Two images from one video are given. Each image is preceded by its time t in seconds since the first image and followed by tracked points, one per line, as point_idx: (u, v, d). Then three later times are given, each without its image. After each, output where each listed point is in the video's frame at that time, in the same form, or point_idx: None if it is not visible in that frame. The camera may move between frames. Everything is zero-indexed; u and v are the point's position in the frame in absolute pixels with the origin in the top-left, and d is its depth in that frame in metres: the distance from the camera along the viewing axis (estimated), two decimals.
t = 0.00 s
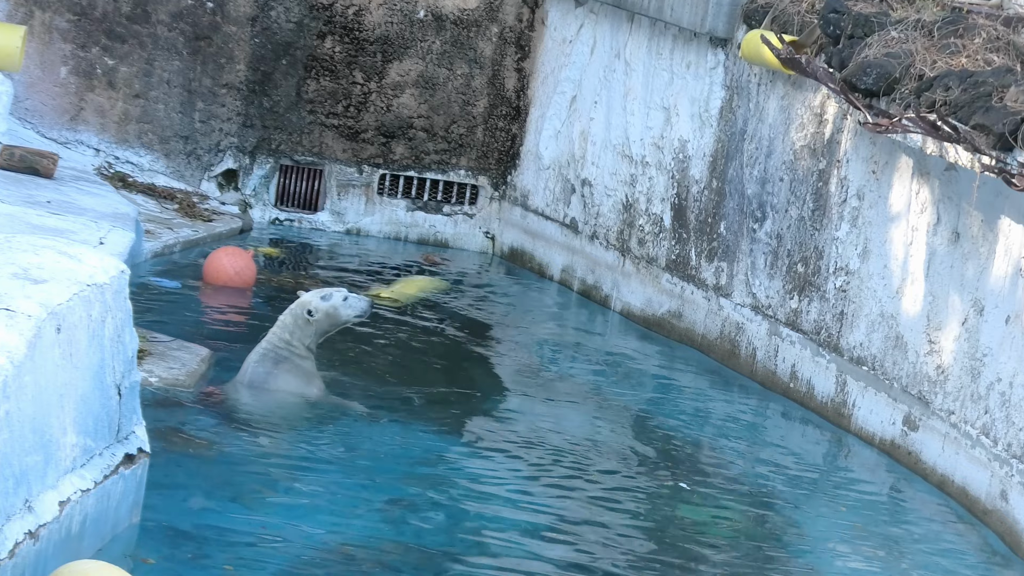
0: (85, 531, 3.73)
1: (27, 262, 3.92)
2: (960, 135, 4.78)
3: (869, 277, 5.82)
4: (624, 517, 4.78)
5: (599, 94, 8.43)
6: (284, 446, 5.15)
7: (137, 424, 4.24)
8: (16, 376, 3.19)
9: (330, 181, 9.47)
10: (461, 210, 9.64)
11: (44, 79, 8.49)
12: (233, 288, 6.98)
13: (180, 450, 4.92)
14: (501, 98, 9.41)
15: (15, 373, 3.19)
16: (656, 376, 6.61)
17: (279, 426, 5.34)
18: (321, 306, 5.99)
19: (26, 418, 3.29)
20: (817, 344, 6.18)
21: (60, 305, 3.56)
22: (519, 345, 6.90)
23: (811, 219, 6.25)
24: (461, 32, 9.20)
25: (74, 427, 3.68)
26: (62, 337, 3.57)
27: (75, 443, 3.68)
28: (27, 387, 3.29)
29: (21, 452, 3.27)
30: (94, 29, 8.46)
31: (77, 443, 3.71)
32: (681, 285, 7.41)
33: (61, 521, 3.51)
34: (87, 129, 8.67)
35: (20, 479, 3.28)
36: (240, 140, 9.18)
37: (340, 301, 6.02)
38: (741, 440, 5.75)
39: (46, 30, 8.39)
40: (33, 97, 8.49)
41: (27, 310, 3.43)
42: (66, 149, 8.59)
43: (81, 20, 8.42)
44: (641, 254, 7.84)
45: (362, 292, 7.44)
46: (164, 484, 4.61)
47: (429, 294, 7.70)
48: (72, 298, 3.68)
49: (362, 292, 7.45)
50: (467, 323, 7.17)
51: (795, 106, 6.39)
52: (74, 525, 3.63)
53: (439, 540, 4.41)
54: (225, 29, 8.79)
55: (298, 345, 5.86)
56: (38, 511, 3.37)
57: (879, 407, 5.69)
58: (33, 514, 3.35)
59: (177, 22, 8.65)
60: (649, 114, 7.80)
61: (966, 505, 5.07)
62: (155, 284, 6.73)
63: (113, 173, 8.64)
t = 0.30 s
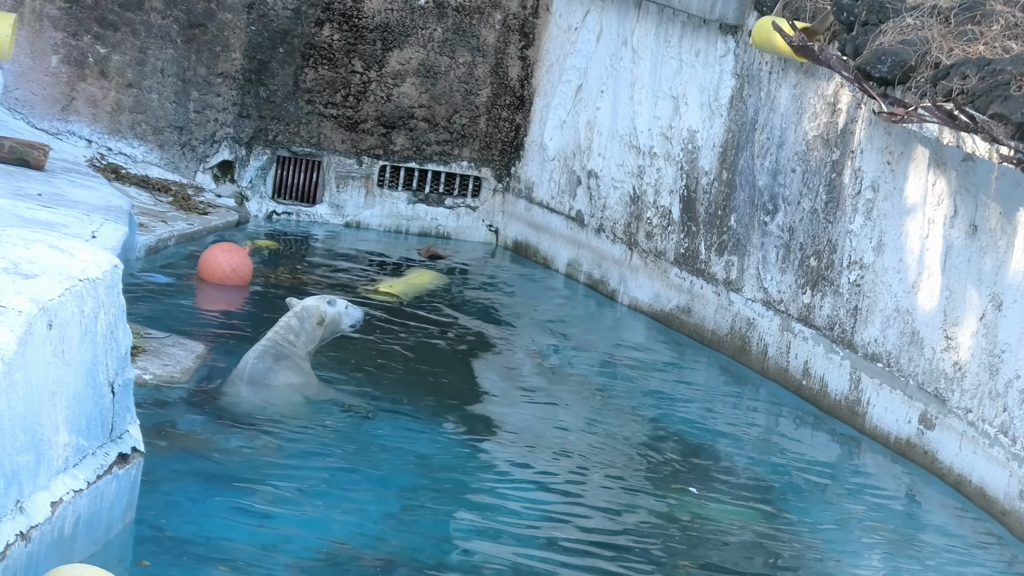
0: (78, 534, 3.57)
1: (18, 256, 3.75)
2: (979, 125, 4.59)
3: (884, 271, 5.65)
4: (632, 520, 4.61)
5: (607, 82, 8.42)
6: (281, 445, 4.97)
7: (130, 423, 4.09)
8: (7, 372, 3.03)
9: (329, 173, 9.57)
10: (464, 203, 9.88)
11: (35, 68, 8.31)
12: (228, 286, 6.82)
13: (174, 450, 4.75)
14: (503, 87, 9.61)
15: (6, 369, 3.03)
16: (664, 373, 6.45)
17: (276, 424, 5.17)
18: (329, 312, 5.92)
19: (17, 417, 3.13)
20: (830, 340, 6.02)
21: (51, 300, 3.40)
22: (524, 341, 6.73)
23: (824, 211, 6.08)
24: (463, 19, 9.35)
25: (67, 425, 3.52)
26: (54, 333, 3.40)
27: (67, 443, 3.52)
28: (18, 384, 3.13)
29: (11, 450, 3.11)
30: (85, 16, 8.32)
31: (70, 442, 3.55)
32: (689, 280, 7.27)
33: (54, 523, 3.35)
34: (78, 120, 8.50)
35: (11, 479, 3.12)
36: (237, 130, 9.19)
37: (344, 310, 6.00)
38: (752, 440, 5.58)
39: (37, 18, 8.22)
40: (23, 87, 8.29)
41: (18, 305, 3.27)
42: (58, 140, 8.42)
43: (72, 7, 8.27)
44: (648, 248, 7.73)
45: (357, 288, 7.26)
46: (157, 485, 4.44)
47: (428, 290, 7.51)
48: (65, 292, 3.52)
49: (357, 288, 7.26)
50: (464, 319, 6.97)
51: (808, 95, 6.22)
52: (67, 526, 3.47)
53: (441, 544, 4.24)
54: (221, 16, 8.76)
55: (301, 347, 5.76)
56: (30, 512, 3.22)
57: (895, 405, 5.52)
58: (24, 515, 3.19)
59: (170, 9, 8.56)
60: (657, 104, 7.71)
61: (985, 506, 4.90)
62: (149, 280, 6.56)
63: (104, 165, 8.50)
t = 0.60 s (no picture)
0: (82, 530, 3.50)
1: (21, 250, 3.68)
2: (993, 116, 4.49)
3: (897, 264, 5.58)
4: (643, 518, 4.52)
5: (616, 73, 8.53)
6: (287, 441, 4.89)
7: (134, 418, 4.02)
8: (10, 366, 2.96)
9: (335, 164, 9.76)
10: (472, 196, 10.08)
11: (38, 60, 8.55)
12: (234, 277, 6.78)
13: (178, 447, 4.67)
14: (512, 78, 9.77)
15: (10, 363, 2.95)
16: (675, 367, 6.39)
17: (282, 420, 5.09)
18: (333, 315, 5.93)
19: (20, 412, 3.05)
20: (843, 334, 5.95)
21: (55, 294, 3.33)
22: (532, 336, 6.65)
23: (836, 203, 6.03)
24: (471, 10, 9.47)
25: (71, 420, 3.44)
26: (58, 327, 3.33)
27: (71, 438, 3.44)
28: (22, 379, 3.06)
29: (15, 446, 3.03)
30: (89, 7, 8.54)
31: (74, 437, 3.47)
32: (701, 273, 7.26)
33: (57, 519, 3.28)
34: (82, 111, 8.77)
35: (15, 475, 3.05)
36: (242, 122, 9.35)
37: (346, 314, 6.02)
38: (764, 437, 5.50)
39: (40, 9, 8.45)
40: (27, 78, 8.57)
41: (21, 299, 3.19)
42: (62, 132, 8.69)
43: None
44: (659, 241, 7.77)
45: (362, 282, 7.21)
46: (160, 482, 4.36)
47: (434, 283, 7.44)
48: (68, 286, 3.44)
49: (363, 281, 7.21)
50: (470, 315, 6.89)
51: (820, 86, 6.18)
52: (70, 523, 3.40)
53: (448, 544, 4.14)
54: (226, 7, 8.92)
55: (308, 348, 5.71)
56: (33, 508, 3.14)
57: (908, 400, 5.45)
58: (27, 511, 3.11)
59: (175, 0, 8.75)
60: (667, 95, 7.78)
61: (1000, 503, 4.83)
62: (154, 273, 6.51)
63: (109, 157, 8.74)
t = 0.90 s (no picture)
0: (91, 523, 3.47)
1: (30, 243, 3.65)
2: (1005, 109, 4.44)
3: (909, 257, 5.55)
4: (653, 513, 4.48)
5: (627, 65, 8.53)
6: (296, 435, 4.86)
7: (143, 411, 3.99)
8: (19, 360, 2.93)
9: (345, 158, 9.84)
10: (483, 189, 10.08)
11: (47, 52, 8.57)
12: (243, 270, 6.76)
13: (186, 440, 4.64)
14: (523, 70, 9.82)
15: (19, 357, 2.93)
16: (686, 361, 6.38)
17: (291, 414, 5.06)
18: (339, 314, 5.90)
19: (29, 405, 3.02)
20: (855, 328, 5.93)
21: (64, 287, 3.30)
22: (541, 331, 6.63)
23: (848, 196, 6.01)
24: (481, 2, 9.54)
25: (80, 414, 3.42)
26: (66, 320, 3.30)
27: (80, 432, 3.42)
28: (31, 373, 3.03)
29: (24, 439, 3.00)
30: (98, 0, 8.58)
31: (82, 430, 3.44)
32: (712, 266, 7.25)
33: (66, 513, 3.25)
34: (91, 104, 8.80)
35: (23, 469, 3.01)
36: (252, 114, 9.49)
37: (349, 313, 5.99)
38: (775, 431, 5.48)
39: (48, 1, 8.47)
40: (35, 70, 8.57)
41: (30, 292, 3.16)
42: (71, 124, 8.71)
43: None
44: (670, 234, 7.76)
45: (369, 274, 7.21)
46: (169, 475, 4.33)
47: (441, 277, 7.43)
48: (77, 279, 3.42)
49: (369, 274, 7.21)
50: (479, 309, 6.86)
51: (832, 78, 6.16)
52: (80, 516, 3.37)
53: (456, 539, 4.11)
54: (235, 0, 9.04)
55: (320, 345, 5.70)
56: (41, 502, 3.11)
57: (920, 393, 5.42)
58: (35, 505, 3.08)
59: None
60: (679, 87, 7.77)
61: (1013, 498, 4.80)
62: (164, 266, 6.51)
63: (118, 149, 8.77)
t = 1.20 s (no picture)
0: (99, 517, 3.46)
1: (40, 236, 3.64)
2: (1014, 104, 4.45)
3: (919, 252, 5.55)
4: (662, 509, 4.47)
5: (636, 59, 8.52)
6: (305, 429, 4.86)
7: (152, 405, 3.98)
8: (28, 353, 2.91)
9: (354, 152, 9.87)
10: (492, 183, 10.08)
11: (56, 45, 8.63)
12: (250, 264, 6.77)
13: (195, 434, 4.64)
14: (532, 65, 9.81)
15: (28, 350, 2.91)
16: (695, 356, 6.38)
17: (300, 408, 5.05)
18: (343, 313, 5.89)
19: (38, 399, 3.00)
20: (865, 323, 5.92)
21: (73, 280, 3.28)
22: (549, 326, 6.62)
23: (858, 190, 6.01)
24: None
25: (88, 407, 3.40)
26: (75, 314, 3.28)
27: (89, 425, 3.40)
28: (40, 366, 3.01)
29: (32, 433, 2.98)
30: None
31: (91, 424, 3.43)
32: (721, 261, 7.25)
33: (74, 507, 3.23)
34: (101, 97, 8.84)
35: (32, 462, 3.00)
36: (261, 108, 9.45)
37: (352, 312, 5.98)
38: (783, 426, 5.47)
39: None
40: (44, 63, 8.62)
41: (39, 286, 3.15)
42: (80, 118, 8.75)
43: None
44: (679, 229, 7.76)
45: (374, 268, 7.21)
46: (178, 469, 4.32)
47: (446, 271, 7.44)
48: (86, 273, 3.40)
49: (374, 268, 7.22)
50: (486, 304, 6.85)
51: (842, 72, 6.16)
52: (88, 510, 3.35)
53: (464, 535, 4.09)
54: None
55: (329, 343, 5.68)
56: (50, 495, 3.09)
57: (930, 388, 5.41)
58: (44, 499, 3.06)
59: None
60: (688, 82, 7.77)
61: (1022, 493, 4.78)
62: (173, 259, 6.52)
63: (127, 143, 8.84)
